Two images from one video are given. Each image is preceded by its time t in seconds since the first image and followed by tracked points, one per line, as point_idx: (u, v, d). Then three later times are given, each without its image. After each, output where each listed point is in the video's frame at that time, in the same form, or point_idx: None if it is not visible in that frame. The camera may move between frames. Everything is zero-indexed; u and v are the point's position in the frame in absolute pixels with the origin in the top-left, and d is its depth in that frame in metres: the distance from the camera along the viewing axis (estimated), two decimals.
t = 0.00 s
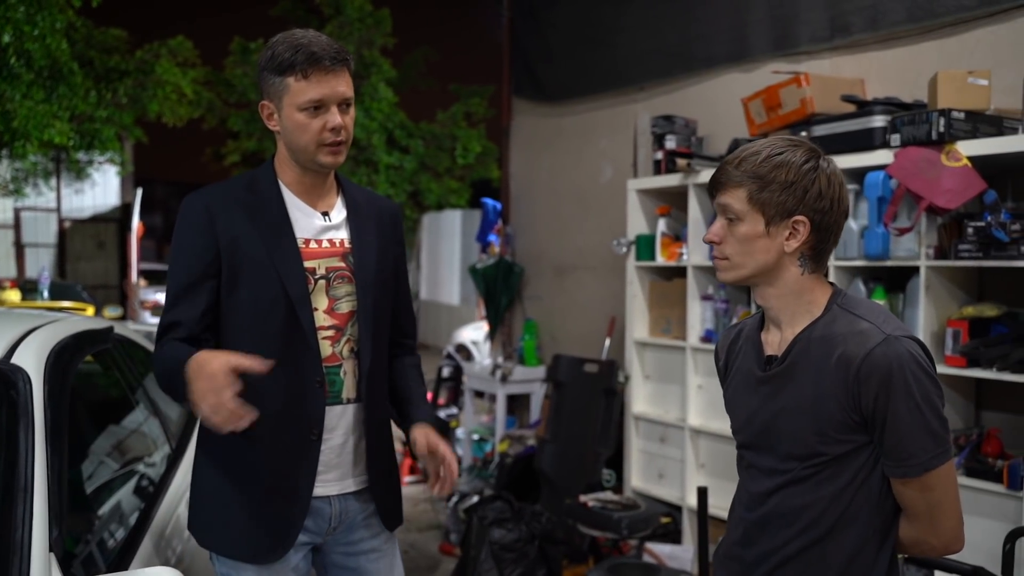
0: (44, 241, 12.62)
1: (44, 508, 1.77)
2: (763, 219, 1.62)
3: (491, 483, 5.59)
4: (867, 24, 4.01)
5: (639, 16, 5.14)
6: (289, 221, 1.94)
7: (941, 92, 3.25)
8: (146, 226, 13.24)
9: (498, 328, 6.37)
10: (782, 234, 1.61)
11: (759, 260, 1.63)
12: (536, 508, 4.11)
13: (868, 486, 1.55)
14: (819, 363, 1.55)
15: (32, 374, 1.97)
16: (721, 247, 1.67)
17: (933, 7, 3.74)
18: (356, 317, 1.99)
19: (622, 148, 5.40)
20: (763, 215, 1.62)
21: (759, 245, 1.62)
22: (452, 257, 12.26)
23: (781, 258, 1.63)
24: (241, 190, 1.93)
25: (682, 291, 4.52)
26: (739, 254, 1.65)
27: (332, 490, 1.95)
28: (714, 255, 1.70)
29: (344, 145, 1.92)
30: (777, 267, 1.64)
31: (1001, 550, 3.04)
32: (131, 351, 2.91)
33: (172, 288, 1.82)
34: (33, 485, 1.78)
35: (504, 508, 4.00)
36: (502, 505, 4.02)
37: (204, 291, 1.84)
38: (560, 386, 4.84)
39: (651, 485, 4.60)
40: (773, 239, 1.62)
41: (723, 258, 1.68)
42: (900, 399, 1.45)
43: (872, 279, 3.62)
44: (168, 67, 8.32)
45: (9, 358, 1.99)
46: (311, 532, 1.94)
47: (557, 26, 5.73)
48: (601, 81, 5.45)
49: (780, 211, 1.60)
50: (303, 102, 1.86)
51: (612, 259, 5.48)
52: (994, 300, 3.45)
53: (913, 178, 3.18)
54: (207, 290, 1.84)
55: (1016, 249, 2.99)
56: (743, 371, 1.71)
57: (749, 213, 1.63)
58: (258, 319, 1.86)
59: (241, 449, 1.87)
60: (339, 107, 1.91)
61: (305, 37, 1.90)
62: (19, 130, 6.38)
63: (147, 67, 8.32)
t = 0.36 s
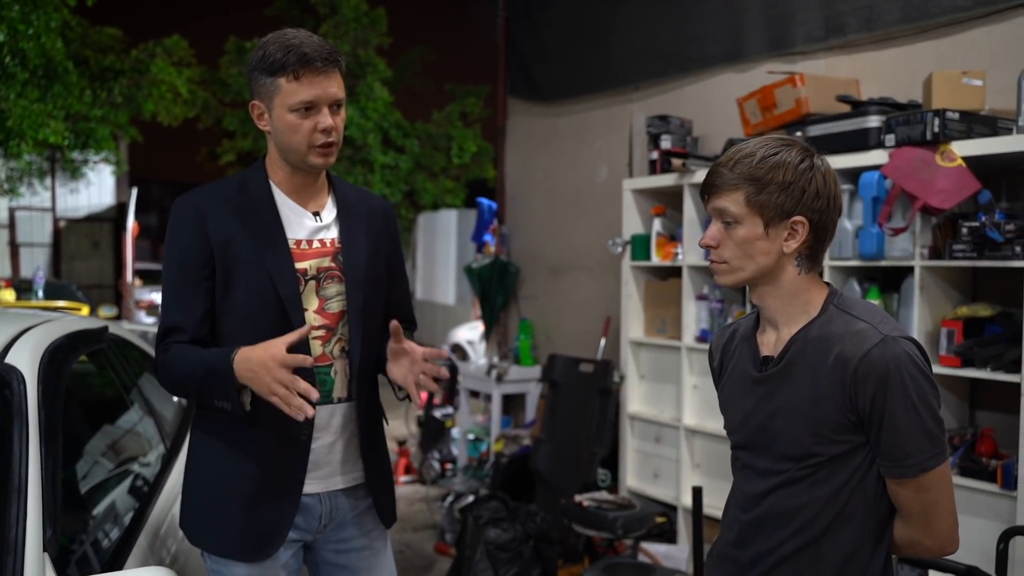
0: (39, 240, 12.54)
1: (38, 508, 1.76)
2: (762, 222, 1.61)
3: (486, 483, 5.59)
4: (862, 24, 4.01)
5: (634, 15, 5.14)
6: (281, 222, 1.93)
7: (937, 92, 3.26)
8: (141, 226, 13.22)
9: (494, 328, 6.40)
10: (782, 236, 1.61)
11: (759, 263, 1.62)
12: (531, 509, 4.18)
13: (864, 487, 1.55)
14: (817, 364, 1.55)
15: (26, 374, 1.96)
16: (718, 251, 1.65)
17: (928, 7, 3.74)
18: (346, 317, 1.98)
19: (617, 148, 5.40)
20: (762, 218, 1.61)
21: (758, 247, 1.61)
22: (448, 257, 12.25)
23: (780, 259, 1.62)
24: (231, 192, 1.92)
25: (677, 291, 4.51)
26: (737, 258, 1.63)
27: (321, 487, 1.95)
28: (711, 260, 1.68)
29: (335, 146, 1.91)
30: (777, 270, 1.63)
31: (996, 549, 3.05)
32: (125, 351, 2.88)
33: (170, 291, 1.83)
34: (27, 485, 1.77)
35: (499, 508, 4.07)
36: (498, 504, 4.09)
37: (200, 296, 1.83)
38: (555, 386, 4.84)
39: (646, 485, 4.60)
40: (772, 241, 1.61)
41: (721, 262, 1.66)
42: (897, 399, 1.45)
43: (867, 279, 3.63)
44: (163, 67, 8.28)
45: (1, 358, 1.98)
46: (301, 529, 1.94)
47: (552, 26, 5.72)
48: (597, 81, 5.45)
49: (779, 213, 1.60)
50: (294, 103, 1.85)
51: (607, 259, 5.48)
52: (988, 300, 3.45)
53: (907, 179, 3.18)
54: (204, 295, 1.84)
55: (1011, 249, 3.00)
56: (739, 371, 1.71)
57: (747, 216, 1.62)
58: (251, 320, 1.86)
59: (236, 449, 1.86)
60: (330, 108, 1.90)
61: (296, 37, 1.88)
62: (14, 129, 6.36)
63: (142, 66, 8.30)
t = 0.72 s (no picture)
0: (34, 240, 12.41)
1: (33, 508, 1.76)
2: (757, 221, 1.60)
3: (482, 483, 5.58)
4: (858, 24, 4.01)
5: (630, 15, 5.14)
6: (267, 224, 1.92)
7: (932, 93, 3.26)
8: (137, 226, 13.20)
9: (490, 328, 6.38)
10: (777, 235, 1.61)
11: (755, 263, 1.61)
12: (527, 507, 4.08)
13: (858, 487, 1.55)
14: (812, 363, 1.55)
15: (20, 374, 1.96)
16: (714, 252, 1.65)
17: (924, 7, 3.74)
18: (337, 317, 1.98)
19: (613, 148, 5.41)
20: (757, 217, 1.60)
21: (754, 247, 1.61)
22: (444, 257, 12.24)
23: (777, 259, 1.62)
24: (218, 195, 1.91)
25: (674, 291, 4.53)
26: (734, 258, 1.63)
27: (313, 484, 1.94)
28: (707, 261, 1.67)
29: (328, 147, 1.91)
30: (773, 269, 1.63)
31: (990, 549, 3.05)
32: (120, 351, 2.88)
33: (155, 296, 1.81)
34: (21, 485, 1.77)
35: (495, 507, 4.01)
36: (493, 504, 4.02)
37: (184, 299, 1.84)
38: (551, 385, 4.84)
39: (642, 484, 4.60)
40: (768, 241, 1.61)
41: (718, 263, 1.65)
42: (891, 399, 1.45)
43: (862, 278, 3.63)
44: (160, 66, 8.20)
45: None
46: (295, 526, 1.93)
47: (548, 26, 5.72)
48: (593, 81, 5.45)
49: (774, 212, 1.60)
50: (289, 103, 1.85)
51: (603, 258, 5.48)
52: (983, 300, 3.46)
53: (902, 179, 3.19)
54: (188, 298, 1.84)
55: (1006, 249, 3.01)
56: (735, 371, 1.71)
57: (742, 216, 1.61)
58: (240, 322, 1.85)
59: (230, 449, 1.86)
60: (324, 110, 1.89)
61: (291, 37, 1.88)
62: (9, 128, 6.34)
63: (138, 65, 8.28)
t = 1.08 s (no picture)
0: (29, 240, 12.50)
1: (29, 508, 1.75)
2: (754, 220, 1.60)
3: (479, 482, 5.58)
4: (854, 24, 4.02)
5: (627, 15, 5.14)
6: (258, 224, 1.91)
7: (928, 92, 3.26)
8: (133, 226, 13.18)
9: (486, 328, 6.37)
10: (775, 234, 1.60)
11: (753, 262, 1.61)
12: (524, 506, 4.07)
13: (855, 486, 1.55)
14: (810, 362, 1.55)
15: (15, 374, 1.95)
16: (712, 252, 1.65)
17: (920, 7, 3.75)
18: (333, 313, 1.98)
19: (609, 148, 5.41)
20: (754, 216, 1.60)
21: (751, 247, 1.61)
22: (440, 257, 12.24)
23: (774, 258, 1.62)
24: (209, 197, 1.90)
25: (670, 291, 4.53)
26: (732, 258, 1.63)
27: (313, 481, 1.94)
28: (705, 260, 1.67)
29: (317, 146, 1.90)
30: (771, 268, 1.62)
31: (985, 547, 3.06)
32: (117, 351, 2.88)
33: (147, 300, 1.80)
34: (17, 484, 1.76)
35: (492, 507, 4.02)
36: (490, 504, 4.03)
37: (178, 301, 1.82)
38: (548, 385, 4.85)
39: (638, 484, 4.60)
40: (766, 240, 1.61)
41: (715, 262, 1.65)
42: (890, 397, 1.45)
43: (859, 278, 3.64)
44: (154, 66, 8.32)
45: None
46: (296, 524, 1.93)
47: (545, 26, 5.72)
48: (589, 81, 5.45)
49: (771, 211, 1.60)
50: (279, 102, 1.83)
51: (600, 258, 5.48)
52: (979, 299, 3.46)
53: (899, 179, 3.20)
54: (181, 301, 1.83)
55: (1002, 248, 3.01)
56: (733, 370, 1.71)
57: (740, 216, 1.61)
58: (233, 322, 1.85)
59: (225, 449, 1.85)
60: (313, 109, 1.88)
61: (282, 36, 1.86)
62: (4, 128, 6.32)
63: (133, 65, 8.26)
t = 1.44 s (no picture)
0: (25, 240, 12.53)
1: (25, 509, 1.74)
2: (753, 220, 1.60)
3: (476, 482, 5.58)
4: (851, 24, 4.02)
5: (624, 15, 5.14)
6: (254, 225, 1.91)
7: (924, 92, 3.27)
8: (129, 226, 13.16)
9: (483, 328, 6.36)
10: (773, 234, 1.60)
11: (752, 263, 1.61)
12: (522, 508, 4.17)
13: (853, 487, 1.55)
14: (808, 362, 1.55)
15: (12, 374, 1.94)
16: (710, 252, 1.64)
17: (916, 7, 3.75)
18: (328, 314, 1.97)
19: (606, 148, 5.41)
20: (753, 217, 1.60)
21: (750, 248, 1.61)
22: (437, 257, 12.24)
23: (773, 259, 1.62)
24: (205, 197, 1.89)
25: (667, 290, 4.52)
26: (731, 259, 1.62)
27: (308, 483, 1.93)
28: (704, 261, 1.67)
29: (315, 147, 1.90)
30: (770, 268, 1.62)
31: (982, 546, 3.07)
32: (114, 351, 2.85)
33: (143, 301, 1.80)
34: (13, 485, 1.75)
35: (489, 508, 4.03)
36: (487, 504, 4.05)
37: (174, 302, 1.82)
38: (544, 385, 4.84)
39: (636, 484, 4.60)
40: (764, 240, 1.60)
41: (714, 263, 1.65)
42: (887, 398, 1.44)
43: (855, 278, 3.64)
44: (150, 65, 8.28)
45: None
46: (292, 526, 1.92)
47: (541, 26, 5.72)
48: (586, 81, 5.45)
49: (770, 211, 1.59)
50: (277, 102, 1.83)
51: (597, 258, 5.48)
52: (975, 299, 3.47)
53: (896, 179, 3.20)
54: (176, 302, 1.82)
55: (999, 248, 3.02)
56: (731, 371, 1.71)
57: (738, 217, 1.61)
58: (228, 324, 1.84)
59: (221, 450, 1.84)
60: (312, 110, 1.88)
61: (280, 37, 1.85)
62: None
63: (129, 64, 8.23)
